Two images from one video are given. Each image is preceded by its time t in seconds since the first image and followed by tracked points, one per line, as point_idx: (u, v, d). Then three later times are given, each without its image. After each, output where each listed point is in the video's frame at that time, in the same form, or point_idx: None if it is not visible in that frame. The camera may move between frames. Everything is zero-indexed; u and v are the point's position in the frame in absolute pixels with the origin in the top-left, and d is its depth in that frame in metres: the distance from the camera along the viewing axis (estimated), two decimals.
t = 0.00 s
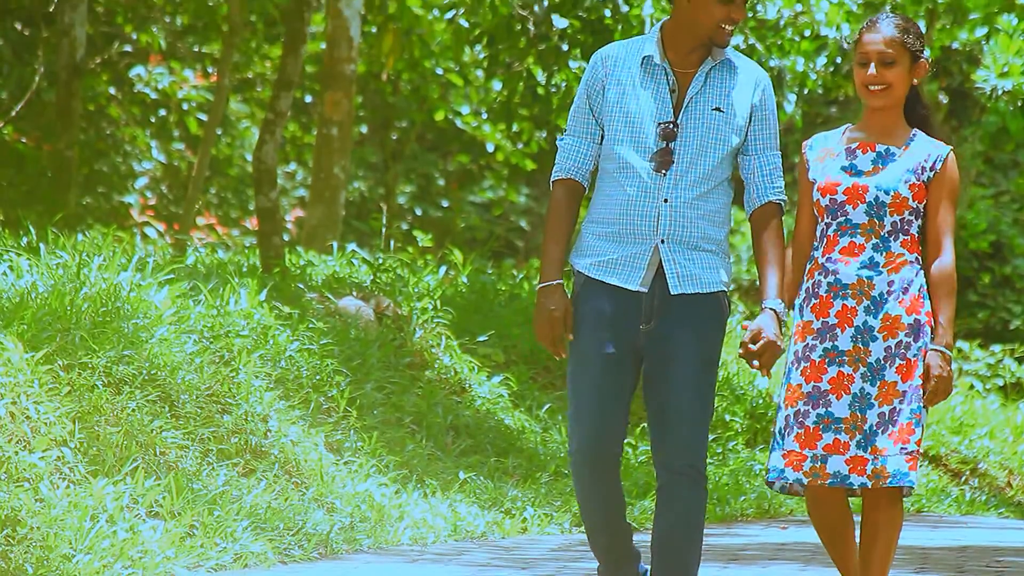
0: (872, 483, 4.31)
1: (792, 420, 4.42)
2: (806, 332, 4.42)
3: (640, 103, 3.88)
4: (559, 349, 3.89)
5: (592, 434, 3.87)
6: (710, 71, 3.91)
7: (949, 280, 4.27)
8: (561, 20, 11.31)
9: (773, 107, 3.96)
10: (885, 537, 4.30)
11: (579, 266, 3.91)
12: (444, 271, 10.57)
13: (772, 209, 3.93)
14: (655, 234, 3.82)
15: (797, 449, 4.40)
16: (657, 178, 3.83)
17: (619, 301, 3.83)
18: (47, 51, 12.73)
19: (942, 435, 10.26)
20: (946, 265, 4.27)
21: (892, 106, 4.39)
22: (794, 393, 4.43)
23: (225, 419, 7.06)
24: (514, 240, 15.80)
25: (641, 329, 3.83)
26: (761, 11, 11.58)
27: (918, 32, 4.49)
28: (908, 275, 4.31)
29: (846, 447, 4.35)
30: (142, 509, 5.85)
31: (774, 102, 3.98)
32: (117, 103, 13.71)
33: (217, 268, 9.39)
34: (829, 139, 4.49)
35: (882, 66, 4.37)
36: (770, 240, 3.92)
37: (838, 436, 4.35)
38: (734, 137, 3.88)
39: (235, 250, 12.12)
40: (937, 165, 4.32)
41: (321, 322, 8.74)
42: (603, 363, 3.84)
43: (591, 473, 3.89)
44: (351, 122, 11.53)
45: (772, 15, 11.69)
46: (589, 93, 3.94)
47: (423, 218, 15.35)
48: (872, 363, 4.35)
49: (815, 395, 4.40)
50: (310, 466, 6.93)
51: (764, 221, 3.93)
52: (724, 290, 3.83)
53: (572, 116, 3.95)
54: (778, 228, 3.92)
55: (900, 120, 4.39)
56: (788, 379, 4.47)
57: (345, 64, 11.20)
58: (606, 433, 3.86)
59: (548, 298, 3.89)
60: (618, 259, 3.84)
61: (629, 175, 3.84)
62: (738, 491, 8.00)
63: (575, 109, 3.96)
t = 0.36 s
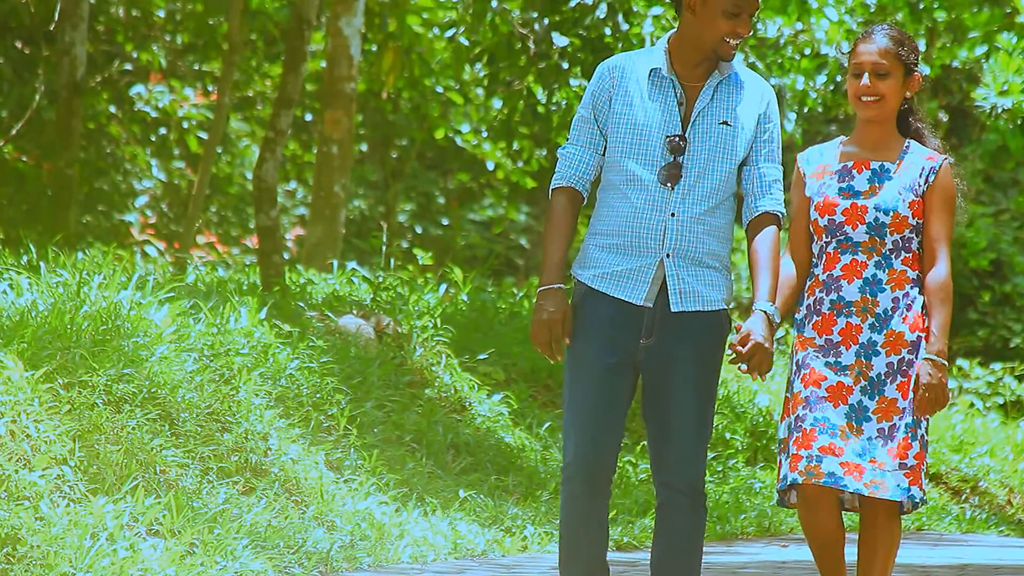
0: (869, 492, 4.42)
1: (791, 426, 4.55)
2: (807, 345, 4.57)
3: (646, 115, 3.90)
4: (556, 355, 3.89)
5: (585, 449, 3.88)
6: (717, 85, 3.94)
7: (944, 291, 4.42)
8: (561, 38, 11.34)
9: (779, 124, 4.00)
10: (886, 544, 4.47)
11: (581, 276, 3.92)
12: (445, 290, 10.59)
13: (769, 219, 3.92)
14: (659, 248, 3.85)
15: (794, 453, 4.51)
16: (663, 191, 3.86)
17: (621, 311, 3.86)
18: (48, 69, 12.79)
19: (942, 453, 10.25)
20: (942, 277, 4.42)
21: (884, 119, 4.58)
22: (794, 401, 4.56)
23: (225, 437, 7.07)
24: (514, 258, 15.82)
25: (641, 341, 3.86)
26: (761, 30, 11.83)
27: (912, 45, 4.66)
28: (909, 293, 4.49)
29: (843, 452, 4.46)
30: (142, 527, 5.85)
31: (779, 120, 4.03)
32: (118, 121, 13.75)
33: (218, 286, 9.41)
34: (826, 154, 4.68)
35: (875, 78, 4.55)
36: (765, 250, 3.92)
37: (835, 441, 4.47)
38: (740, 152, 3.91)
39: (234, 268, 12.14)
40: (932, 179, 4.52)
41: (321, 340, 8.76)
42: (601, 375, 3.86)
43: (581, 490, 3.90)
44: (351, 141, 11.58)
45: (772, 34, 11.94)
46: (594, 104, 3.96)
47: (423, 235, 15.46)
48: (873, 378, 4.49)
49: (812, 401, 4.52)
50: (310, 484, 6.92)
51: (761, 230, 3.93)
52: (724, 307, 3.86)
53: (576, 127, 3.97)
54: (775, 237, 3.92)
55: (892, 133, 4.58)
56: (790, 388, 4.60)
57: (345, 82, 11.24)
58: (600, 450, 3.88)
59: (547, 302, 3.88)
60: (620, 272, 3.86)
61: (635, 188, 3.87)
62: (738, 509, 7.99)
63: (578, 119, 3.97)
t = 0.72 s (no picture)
0: (879, 511, 4.73)
1: (798, 445, 4.85)
2: (810, 362, 4.88)
3: (644, 135, 4.14)
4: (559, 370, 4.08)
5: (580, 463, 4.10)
6: (714, 101, 4.18)
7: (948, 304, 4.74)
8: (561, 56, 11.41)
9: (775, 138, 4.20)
10: (886, 563, 4.81)
11: (580, 298, 4.17)
12: (445, 309, 10.59)
13: (763, 233, 4.09)
14: (657, 267, 4.09)
15: (803, 473, 4.81)
16: (660, 209, 4.10)
17: (620, 330, 4.09)
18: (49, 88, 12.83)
19: (943, 472, 10.26)
20: (941, 296, 4.75)
21: (882, 134, 4.92)
22: (800, 419, 4.87)
23: (226, 456, 7.08)
24: (514, 276, 15.83)
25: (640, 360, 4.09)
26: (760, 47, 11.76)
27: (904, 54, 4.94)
28: (911, 311, 4.81)
29: (851, 471, 4.76)
30: (143, 548, 5.85)
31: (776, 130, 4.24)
32: (118, 140, 13.78)
33: (218, 305, 9.43)
34: (828, 168, 5.01)
35: (871, 95, 4.85)
36: (758, 262, 4.08)
37: (843, 461, 4.77)
38: (737, 169, 4.13)
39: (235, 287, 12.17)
40: (935, 198, 4.86)
41: (322, 359, 8.76)
42: (598, 391, 4.10)
43: (575, 501, 4.12)
44: (352, 160, 11.63)
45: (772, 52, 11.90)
46: (593, 123, 4.21)
47: (424, 253, 15.42)
48: (879, 397, 4.81)
49: (819, 420, 4.82)
50: (311, 503, 6.91)
51: (754, 242, 4.10)
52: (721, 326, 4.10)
53: (574, 145, 4.21)
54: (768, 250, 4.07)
55: (890, 142, 4.93)
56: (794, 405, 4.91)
57: (346, 100, 11.29)
58: (597, 463, 4.11)
59: (550, 318, 4.08)
60: (618, 292, 4.10)
61: (633, 207, 4.11)
62: (739, 528, 7.99)
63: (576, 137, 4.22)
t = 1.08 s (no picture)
0: (881, 543, 4.86)
1: (799, 474, 4.96)
2: (810, 389, 4.99)
3: (633, 164, 4.60)
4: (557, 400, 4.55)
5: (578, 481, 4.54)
6: (701, 124, 4.64)
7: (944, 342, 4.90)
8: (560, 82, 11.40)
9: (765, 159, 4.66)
10: None
11: (576, 325, 4.63)
12: (446, 333, 10.60)
13: (751, 257, 4.51)
14: (650, 292, 4.54)
15: (805, 503, 4.92)
16: (651, 235, 4.55)
17: (613, 357, 4.56)
18: (49, 113, 12.91)
19: (943, 497, 10.25)
20: (940, 327, 4.91)
21: (880, 160, 5.04)
22: (800, 446, 4.98)
23: (227, 480, 7.09)
24: (514, 301, 15.86)
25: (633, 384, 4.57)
26: (761, 74, 11.64)
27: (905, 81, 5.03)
28: (911, 338, 4.93)
29: (855, 503, 4.88)
30: (143, 571, 5.85)
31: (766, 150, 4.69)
32: (118, 165, 13.85)
33: (219, 330, 9.47)
34: (827, 190, 5.11)
35: (868, 122, 4.98)
36: (745, 287, 4.49)
37: (845, 492, 4.88)
38: (725, 193, 4.57)
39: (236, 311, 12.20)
40: (933, 226, 5.02)
41: (323, 384, 8.77)
42: (593, 413, 4.56)
43: (575, 515, 4.56)
44: (352, 185, 11.66)
45: (772, 78, 11.66)
46: (581, 155, 4.70)
47: (424, 278, 15.46)
48: (882, 424, 4.91)
49: (822, 448, 4.92)
50: (311, 527, 6.90)
51: (742, 268, 4.51)
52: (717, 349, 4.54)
53: (564, 176, 4.71)
54: (755, 276, 4.49)
55: (886, 168, 5.06)
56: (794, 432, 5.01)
57: (346, 126, 11.35)
58: (596, 481, 4.56)
59: (547, 351, 4.54)
60: (611, 316, 4.55)
61: (624, 234, 4.57)
62: (739, 552, 7.98)
63: (566, 169, 4.72)
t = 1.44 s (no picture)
0: (877, 566, 4.96)
1: (795, 498, 5.02)
2: (806, 411, 5.04)
3: (619, 189, 4.77)
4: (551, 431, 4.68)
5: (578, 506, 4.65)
6: (683, 144, 4.84)
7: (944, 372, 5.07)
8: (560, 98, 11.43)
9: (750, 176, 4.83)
10: None
11: (565, 351, 4.77)
12: (446, 349, 10.61)
13: (740, 275, 4.67)
14: (643, 314, 4.68)
15: (802, 528, 5.00)
16: (641, 256, 4.70)
17: (607, 383, 4.71)
18: (50, 129, 12.95)
19: (943, 512, 10.25)
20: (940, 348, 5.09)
21: (869, 175, 5.12)
22: (795, 471, 5.03)
23: (227, 496, 7.10)
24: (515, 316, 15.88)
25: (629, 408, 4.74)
26: (761, 89, 11.56)
27: (898, 101, 5.14)
28: (907, 357, 4.99)
29: (852, 527, 4.96)
30: None
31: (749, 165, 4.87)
32: (118, 181, 13.88)
33: (219, 345, 9.49)
34: (820, 210, 5.17)
35: (854, 136, 5.10)
36: (736, 306, 4.66)
37: (843, 516, 4.96)
38: (711, 211, 4.76)
39: (236, 327, 12.21)
40: (927, 245, 5.09)
41: (323, 400, 8.77)
42: (590, 437, 4.70)
43: (576, 539, 4.66)
44: (352, 201, 11.69)
45: (772, 93, 11.64)
46: (563, 185, 4.88)
47: (424, 294, 15.49)
48: (878, 445, 4.98)
49: (819, 472, 4.99)
50: (311, 543, 6.90)
51: (732, 289, 4.68)
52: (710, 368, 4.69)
53: (545, 206, 4.89)
54: (743, 295, 4.66)
55: (877, 182, 5.12)
56: (790, 455, 5.07)
57: (345, 141, 11.38)
58: (596, 506, 4.67)
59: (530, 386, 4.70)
60: (604, 339, 4.70)
61: (614, 257, 4.72)
62: (740, 568, 7.97)
63: (548, 200, 4.89)
